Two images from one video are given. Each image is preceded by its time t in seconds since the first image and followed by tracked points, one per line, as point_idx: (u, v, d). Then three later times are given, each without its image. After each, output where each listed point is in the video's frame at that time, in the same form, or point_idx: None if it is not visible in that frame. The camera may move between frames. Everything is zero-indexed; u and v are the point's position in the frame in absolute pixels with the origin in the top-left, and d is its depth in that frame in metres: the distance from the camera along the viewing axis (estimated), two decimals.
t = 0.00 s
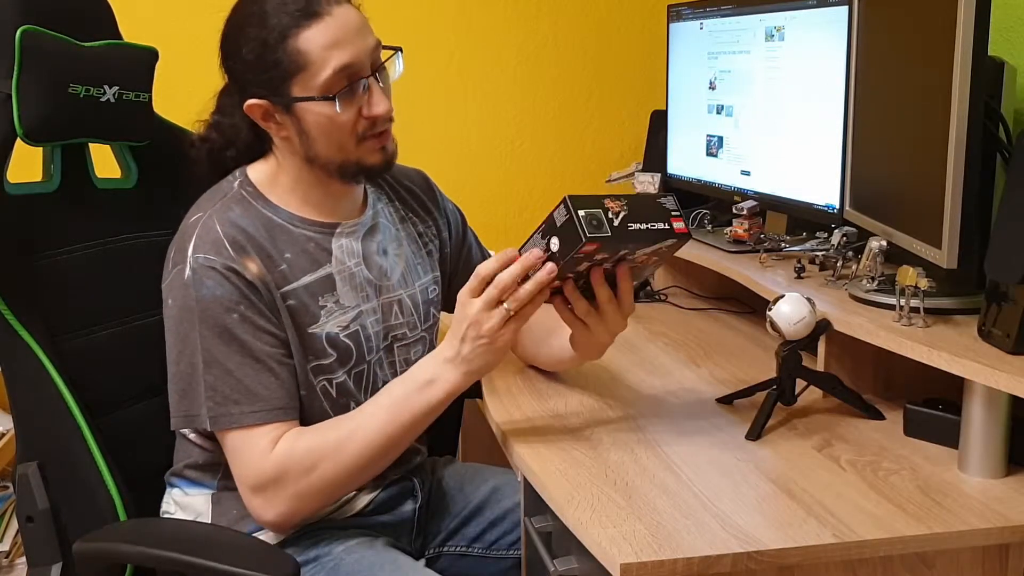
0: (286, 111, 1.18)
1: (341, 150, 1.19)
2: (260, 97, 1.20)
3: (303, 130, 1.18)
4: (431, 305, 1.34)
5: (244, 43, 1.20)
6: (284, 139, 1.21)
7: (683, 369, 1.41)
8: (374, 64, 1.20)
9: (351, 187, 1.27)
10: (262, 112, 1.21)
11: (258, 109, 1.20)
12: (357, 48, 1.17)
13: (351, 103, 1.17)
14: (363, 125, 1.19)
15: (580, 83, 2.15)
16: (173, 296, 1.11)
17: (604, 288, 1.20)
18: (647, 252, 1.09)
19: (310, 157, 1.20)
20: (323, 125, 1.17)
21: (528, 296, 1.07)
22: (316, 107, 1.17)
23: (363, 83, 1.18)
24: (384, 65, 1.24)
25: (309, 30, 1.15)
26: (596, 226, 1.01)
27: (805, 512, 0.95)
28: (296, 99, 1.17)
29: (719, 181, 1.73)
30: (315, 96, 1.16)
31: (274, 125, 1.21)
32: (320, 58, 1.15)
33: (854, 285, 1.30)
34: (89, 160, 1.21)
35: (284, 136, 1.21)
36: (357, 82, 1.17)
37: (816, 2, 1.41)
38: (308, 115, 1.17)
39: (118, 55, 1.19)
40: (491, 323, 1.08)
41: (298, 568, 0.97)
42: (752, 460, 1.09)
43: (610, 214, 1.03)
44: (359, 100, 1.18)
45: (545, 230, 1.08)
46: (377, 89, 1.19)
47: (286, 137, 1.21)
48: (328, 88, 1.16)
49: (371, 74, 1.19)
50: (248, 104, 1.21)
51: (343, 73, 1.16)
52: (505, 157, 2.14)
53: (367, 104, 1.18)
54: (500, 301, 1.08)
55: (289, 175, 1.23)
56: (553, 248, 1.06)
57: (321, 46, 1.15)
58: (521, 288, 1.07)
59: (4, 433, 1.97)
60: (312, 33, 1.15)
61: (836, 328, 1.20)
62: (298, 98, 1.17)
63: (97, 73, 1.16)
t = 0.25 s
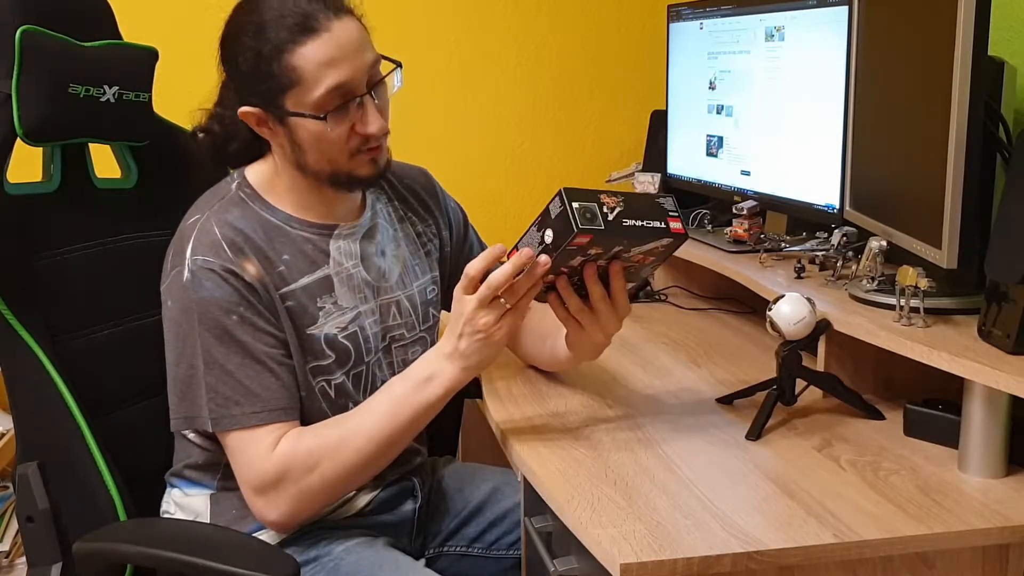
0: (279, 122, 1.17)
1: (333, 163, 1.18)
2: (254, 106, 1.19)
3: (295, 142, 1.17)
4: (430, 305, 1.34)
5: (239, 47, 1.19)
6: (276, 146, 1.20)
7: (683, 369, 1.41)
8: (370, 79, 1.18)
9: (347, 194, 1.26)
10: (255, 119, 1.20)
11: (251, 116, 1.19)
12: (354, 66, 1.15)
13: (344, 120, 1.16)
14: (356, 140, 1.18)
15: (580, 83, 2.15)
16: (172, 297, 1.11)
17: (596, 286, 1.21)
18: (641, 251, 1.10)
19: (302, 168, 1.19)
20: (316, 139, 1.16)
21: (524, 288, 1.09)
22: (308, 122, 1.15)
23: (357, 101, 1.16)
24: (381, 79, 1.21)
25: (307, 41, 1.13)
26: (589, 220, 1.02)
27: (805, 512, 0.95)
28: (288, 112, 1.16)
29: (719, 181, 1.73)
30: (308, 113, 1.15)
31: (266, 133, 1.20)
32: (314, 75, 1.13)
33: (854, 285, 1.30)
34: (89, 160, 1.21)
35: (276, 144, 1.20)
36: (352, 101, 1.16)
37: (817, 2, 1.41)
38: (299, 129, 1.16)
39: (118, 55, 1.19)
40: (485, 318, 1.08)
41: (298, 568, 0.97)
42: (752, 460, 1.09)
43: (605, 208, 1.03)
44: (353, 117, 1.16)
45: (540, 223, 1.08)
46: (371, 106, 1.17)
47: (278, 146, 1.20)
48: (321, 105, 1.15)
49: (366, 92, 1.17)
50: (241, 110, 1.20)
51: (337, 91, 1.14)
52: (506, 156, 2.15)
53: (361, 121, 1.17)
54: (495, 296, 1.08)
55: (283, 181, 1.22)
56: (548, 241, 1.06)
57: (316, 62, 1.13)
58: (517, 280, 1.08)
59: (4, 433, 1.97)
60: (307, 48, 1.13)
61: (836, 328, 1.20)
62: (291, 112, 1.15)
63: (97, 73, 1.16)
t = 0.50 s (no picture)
0: (280, 119, 1.17)
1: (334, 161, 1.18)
2: (255, 103, 1.18)
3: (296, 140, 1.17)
4: (429, 306, 1.34)
5: (242, 45, 1.19)
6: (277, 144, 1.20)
7: (684, 369, 1.41)
8: (372, 80, 1.17)
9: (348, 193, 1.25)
10: (256, 117, 1.19)
11: (253, 113, 1.19)
12: (355, 66, 1.14)
13: (345, 119, 1.15)
14: (357, 140, 1.17)
15: (580, 82, 2.15)
16: (170, 298, 1.11)
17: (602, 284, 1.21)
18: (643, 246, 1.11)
19: (302, 165, 1.19)
20: (316, 137, 1.15)
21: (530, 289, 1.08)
22: (308, 121, 1.15)
23: (358, 100, 1.15)
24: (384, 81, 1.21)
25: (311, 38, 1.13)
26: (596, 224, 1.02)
27: (805, 512, 0.95)
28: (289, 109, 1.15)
29: (718, 181, 1.73)
30: (308, 111, 1.14)
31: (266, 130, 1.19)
32: (315, 74, 1.13)
33: (854, 285, 1.30)
34: (89, 160, 1.21)
35: (276, 140, 1.19)
36: (352, 100, 1.15)
37: (817, 2, 1.41)
38: (299, 127, 1.15)
39: (118, 55, 1.19)
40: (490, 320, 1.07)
41: (298, 568, 0.97)
42: (752, 460, 1.09)
43: (608, 207, 1.03)
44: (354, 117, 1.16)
45: (543, 227, 1.10)
46: (372, 107, 1.17)
47: (280, 143, 1.19)
48: (322, 104, 1.14)
49: (368, 93, 1.16)
50: (241, 106, 1.20)
51: (339, 90, 1.14)
52: (506, 156, 2.15)
53: (361, 120, 1.16)
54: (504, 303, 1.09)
55: (283, 179, 1.22)
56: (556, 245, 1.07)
57: (317, 61, 1.13)
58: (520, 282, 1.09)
59: (4, 433, 1.97)
60: (310, 46, 1.13)
61: (836, 328, 1.20)
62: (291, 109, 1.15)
63: (97, 73, 1.16)
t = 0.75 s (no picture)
0: (302, 101, 1.17)
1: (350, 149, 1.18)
2: (277, 82, 1.19)
3: (316, 123, 1.17)
4: (430, 307, 1.34)
5: (264, 31, 1.20)
6: (293, 128, 1.20)
7: (684, 369, 1.41)
8: (395, 71, 1.19)
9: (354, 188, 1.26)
10: (275, 98, 1.19)
11: (273, 95, 1.19)
12: (382, 55, 1.16)
13: (367, 105, 1.17)
14: (376, 128, 1.18)
15: (580, 83, 2.15)
16: (172, 296, 1.12)
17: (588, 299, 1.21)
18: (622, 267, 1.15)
19: (317, 150, 1.19)
20: (338, 121, 1.16)
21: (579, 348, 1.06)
22: (332, 102, 1.16)
23: (382, 88, 1.17)
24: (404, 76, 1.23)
25: (340, 22, 1.14)
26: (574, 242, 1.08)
27: (805, 512, 0.95)
28: (314, 90, 1.16)
29: (719, 181, 1.73)
30: (333, 90, 1.15)
31: (285, 113, 1.20)
32: (345, 56, 1.14)
33: (854, 285, 1.30)
34: (89, 160, 1.21)
35: (293, 124, 1.20)
36: (376, 86, 1.17)
37: (817, 2, 1.41)
38: (322, 108, 1.16)
39: (118, 56, 1.19)
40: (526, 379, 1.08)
41: (298, 569, 0.97)
42: (753, 460, 1.09)
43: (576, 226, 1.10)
44: (377, 104, 1.17)
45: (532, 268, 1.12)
46: (395, 96, 1.19)
47: (296, 127, 1.20)
48: (349, 86, 1.15)
49: (391, 83, 1.18)
50: (263, 87, 1.20)
51: (366, 74, 1.16)
52: (505, 157, 2.15)
53: (383, 108, 1.18)
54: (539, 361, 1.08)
55: (291, 173, 1.22)
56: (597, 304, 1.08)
57: (346, 45, 1.14)
58: (543, 323, 1.11)
59: (5, 433, 1.97)
60: (342, 29, 1.14)
61: (836, 328, 1.20)
62: (316, 90, 1.16)
63: (97, 73, 1.16)
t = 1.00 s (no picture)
0: (316, 96, 1.17)
1: (356, 147, 1.18)
2: (292, 76, 1.18)
3: (327, 120, 1.17)
4: (433, 308, 1.34)
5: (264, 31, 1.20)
6: (303, 123, 1.20)
7: (683, 369, 1.41)
8: (410, 75, 1.19)
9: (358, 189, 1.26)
10: (288, 92, 1.19)
11: (286, 88, 1.19)
12: (398, 57, 1.16)
13: (380, 103, 1.16)
14: (385, 130, 1.18)
15: (580, 83, 2.15)
16: (179, 294, 1.12)
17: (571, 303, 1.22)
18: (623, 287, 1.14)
19: (326, 147, 1.19)
20: (348, 119, 1.16)
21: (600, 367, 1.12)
22: (344, 100, 1.15)
23: (395, 89, 1.17)
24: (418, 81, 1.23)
25: (359, 22, 1.15)
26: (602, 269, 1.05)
27: (805, 512, 0.95)
28: (327, 86, 1.16)
29: (719, 181, 1.73)
30: (348, 88, 1.15)
31: (296, 107, 1.20)
32: (361, 55, 1.14)
33: (854, 285, 1.30)
34: (89, 159, 1.21)
35: (304, 119, 1.20)
36: (390, 87, 1.16)
37: (817, 2, 1.41)
38: (334, 104, 1.16)
39: (118, 55, 1.19)
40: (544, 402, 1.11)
41: (299, 568, 0.97)
42: (753, 460, 1.09)
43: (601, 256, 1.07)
44: (389, 105, 1.17)
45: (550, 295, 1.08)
46: (408, 100, 1.18)
47: (306, 122, 1.20)
48: (363, 84, 1.15)
49: (405, 86, 1.18)
50: (277, 79, 1.20)
51: (380, 74, 1.15)
52: (506, 157, 2.15)
53: (394, 110, 1.17)
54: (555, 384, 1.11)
55: (298, 172, 1.22)
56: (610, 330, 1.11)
57: (360, 44, 1.14)
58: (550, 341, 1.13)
59: (4, 433, 1.97)
60: (360, 28, 1.15)
61: (836, 328, 1.20)
62: (329, 86, 1.16)
63: (97, 73, 1.16)
